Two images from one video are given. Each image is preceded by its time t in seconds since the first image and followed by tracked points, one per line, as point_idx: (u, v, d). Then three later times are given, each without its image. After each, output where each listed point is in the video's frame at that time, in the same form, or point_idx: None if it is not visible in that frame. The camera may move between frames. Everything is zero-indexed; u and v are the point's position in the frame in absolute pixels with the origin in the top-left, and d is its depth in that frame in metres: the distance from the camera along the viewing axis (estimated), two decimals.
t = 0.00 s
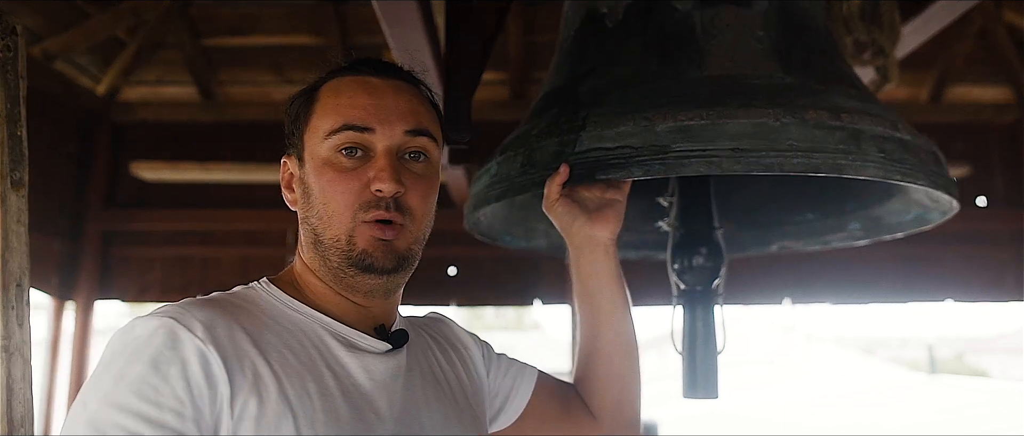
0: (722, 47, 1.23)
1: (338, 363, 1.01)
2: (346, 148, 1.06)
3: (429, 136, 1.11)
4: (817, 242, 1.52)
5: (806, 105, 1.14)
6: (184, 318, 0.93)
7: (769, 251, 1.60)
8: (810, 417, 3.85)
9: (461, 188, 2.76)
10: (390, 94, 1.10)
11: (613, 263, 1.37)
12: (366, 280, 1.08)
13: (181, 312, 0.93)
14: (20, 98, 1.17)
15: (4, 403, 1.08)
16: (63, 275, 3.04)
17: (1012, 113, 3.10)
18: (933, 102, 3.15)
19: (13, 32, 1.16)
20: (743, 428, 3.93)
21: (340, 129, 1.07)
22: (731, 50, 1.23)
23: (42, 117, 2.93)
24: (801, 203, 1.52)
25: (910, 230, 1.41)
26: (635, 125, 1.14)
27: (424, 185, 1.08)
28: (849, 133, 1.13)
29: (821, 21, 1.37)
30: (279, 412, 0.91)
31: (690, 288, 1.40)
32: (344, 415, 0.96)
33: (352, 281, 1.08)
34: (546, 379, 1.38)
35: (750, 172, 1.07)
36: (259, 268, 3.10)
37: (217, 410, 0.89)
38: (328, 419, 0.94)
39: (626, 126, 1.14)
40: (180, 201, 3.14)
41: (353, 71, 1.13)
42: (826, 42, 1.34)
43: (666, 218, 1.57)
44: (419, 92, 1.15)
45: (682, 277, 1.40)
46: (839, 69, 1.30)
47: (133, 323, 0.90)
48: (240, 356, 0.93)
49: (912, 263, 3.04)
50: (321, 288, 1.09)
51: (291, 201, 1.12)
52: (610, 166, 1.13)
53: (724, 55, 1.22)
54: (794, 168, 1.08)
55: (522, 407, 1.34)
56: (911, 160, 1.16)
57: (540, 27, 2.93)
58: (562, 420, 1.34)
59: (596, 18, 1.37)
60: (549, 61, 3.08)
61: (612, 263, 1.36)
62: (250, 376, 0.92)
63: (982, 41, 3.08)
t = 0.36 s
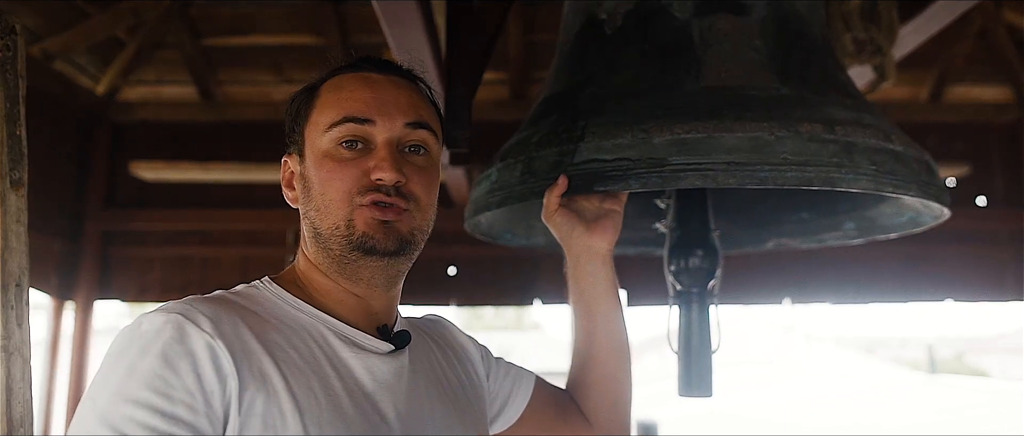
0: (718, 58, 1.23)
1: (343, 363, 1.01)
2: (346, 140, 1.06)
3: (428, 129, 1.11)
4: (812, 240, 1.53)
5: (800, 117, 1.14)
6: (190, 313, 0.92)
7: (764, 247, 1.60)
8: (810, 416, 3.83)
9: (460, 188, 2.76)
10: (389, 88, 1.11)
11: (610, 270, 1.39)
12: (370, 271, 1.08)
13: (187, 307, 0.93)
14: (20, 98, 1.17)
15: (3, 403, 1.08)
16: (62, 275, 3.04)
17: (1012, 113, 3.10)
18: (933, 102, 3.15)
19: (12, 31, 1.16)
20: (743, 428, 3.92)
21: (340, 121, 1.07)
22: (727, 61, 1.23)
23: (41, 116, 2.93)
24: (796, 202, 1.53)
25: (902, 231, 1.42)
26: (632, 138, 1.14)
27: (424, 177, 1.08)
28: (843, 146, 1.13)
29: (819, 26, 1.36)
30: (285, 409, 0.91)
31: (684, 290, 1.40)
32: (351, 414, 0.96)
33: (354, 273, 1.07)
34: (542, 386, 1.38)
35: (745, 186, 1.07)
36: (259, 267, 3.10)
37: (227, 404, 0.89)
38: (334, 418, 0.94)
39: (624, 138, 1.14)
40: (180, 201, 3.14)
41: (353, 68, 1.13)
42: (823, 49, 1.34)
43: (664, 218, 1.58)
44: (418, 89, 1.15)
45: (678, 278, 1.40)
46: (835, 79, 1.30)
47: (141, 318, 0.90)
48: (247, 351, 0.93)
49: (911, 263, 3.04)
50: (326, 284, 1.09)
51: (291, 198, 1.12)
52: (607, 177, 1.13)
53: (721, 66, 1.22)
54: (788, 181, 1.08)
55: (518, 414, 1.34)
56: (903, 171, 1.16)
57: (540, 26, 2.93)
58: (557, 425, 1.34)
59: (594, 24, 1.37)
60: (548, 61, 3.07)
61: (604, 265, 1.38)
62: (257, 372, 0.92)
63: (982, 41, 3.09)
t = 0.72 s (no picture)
0: (719, 51, 1.23)
1: (340, 367, 1.01)
2: (352, 146, 1.06)
3: (438, 135, 1.10)
4: (815, 240, 1.54)
5: (802, 109, 1.14)
6: (182, 320, 0.92)
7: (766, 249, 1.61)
8: (810, 416, 3.79)
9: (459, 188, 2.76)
10: (399, 91, 1.09)
11: (613, 264, 1.38)
12: (368, 283, 1.08)
13: (180, 314, 0.93)
14: (18, 98, 1.17)
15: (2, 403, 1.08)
16: (61, 275, 3.04)
17: (1011, 113, 3.10)
18: (932, 102, 3.15)
19: (10, 31, 1.16)
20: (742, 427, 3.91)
21: (347, 126, 1.06)
22: (729, 53, 1.23)
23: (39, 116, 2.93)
24: (798, 203, 1.53)
25: (906, 231, 1.41)
26: (632, 129, 1.14)
27: (433, 186, 1.08)
28: (845, 135, 1.14)
29: (820, 25, 1.36)
30: (280, 419, 0.91)
31: (686, 289, 1.40)
32: (348, 418, 0.96)
33: (356, 282, 1.08)
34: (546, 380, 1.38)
35: (748, 176, 1.07)
36: (258, 267, 3.09)
37: (221, 416, 0.89)
38: (331, 427, 0.94)
39: (623, 129, 1.15)
40: (179, 201, 3.14)
41: (366, 66, 1.11)
42: (824, 46, 1.34)
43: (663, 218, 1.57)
44: (430, 88, 1.14)
45: (680, 277, 1.40)
46: (836, 72, 1.30)
47: (132, 328, 0.89)
48: (242, 361, 0.92)
49: (912, 264, 3.04)
50: (324, 288, 1.09)
51: (292, 195, 1.12)
52: (608, 169, 1.13)
53: (721, 59, 1.22)
54: (790, 171, 1.08)
55: (523, 411, 1.34)
56: (908, 162, 1.16)
57: (540, 27, 2.93)
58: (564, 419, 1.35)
59: (593, 20, 1.37)
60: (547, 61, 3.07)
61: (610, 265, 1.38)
62: (252, 382, 0.92)
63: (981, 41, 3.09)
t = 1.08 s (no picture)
0: (719, 33, 1.23)
1: (333, 373, 1.01)
2: (351, 140, 1.05)
3: (439, 130, 1.10)
4: (818, 241, 1.53)
5: (808, 86, 1.14)
6: (167, 328, 0.91)
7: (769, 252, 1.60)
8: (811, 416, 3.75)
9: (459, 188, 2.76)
10: (400, 84, 1.09)
11: (610, 250, 1.38)
12: (362, 283, 1.08)
13: (165, 321, 0.91)
14: (12, 97, 1.16)
15: None
16: (58, 276, 3.03)
17: (1008, 111, 3.11)
18: (929, 101, 3.16)
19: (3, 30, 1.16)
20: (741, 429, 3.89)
21: (347, 119, 1.06)
22: (730, 36, 1.23)
23: (35, 117, 2.93)
24: (801, 202, 1.53)
25: (914, 227, 1.40)
26: (632, 108, 1.14)
27: (434, 182, 1.08)
28: (852, 113, 1.13)
29: (820, 20, 1.36)
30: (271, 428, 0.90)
31: (689, 284, 1.39)
32: (339, 423, 0.96)
33: (352, 281, 1.07)
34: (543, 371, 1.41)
35: (752, 152, 1.06)
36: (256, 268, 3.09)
37: (210, 427, 0.88)
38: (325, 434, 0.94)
39: (623, 108, 1.14)
40: (177, 201, 3.12)
41: (368, 54, 1.11)
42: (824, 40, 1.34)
43: (664, 214, 1.56)
44: (430, 79, 1.14)
45: (682, 273, 1.40)
46: (839, 54, 1.29)
47: (115, 337, 0.88)
48: (230, 371, 0.92)
49: (915, 263, 3.04)
50: (317, 289, 1.09)
51: (286, 188, 1.11)
52: (607, 149, 1.13)
53: (722, 41, 1.22)
54: (797, 147, 1.08)
55: (521, 403, 1.37)
56: (916, 141, 1.16)
57: (538, 26, 2.93)
58: (565, 410, 1.39)
59: (593, 8, 1.37)
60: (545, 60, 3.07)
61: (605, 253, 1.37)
62: (241, 391, 0.91)
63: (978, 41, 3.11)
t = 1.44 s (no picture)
0: (717, 33, 1.24)
1: (321, 365, 1.01)
2: (330, 120, 1.06)
3: (416, 108, 1.12)
4: (816, 239, 1.55)
5: (805, 85, 1.14)
6: (151, 328, 0.90)
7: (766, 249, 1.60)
8: (811, 416, 3.76)
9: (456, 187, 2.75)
10: (374, 64, 1.11)
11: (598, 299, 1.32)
12: (349, 273, 1.08)
13: (149, 320, 0.91)
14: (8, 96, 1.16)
15: None
16: (56, 276, 3.02)
17: (1005, 110, 3.11)
18: (927, 99, 3.17)
19: None
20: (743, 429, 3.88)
21: (323, 100, 1.07)
22: (729, 35, 1.23)
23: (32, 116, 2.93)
24: (798, 200, 1.53)
25: (912, 225, 1.42)
26: (630, 107, 1.14)
27: (415, 158, 1.10)
28: (850, 113, 1.13)
29: (819, 18, 1.36)
30: (260, 420, 0.90)
31: (688, 283, 1.39)
32: (329, 416, 0.96)
33: (337, 271, 1.07)
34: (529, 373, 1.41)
35: (751, 151, 1.06)
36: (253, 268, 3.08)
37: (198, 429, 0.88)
38: (314, 426, 0.94)
39: (621, 108, 1.14)
40: (175, 201, 3.12)
41: (336, 40, 1.13)
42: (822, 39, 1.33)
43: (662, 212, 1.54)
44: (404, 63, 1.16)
45: (680, 272, 1.40)
46: (836, 54, 1.29)
47: (97, 339, 0.87)
48: (216, 369, 0.91)
49: (911, 259, 3.04)
50: (303, 285, 1.09)
51: (266, 183, 1.12)
52: (604, 147, 1.12)
53: (720, 40, 1.23)
54: (796, 147, 1.07)
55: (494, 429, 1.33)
56: (916, 141, 1.16)
57: (536, 25, 2.93)
58: None
59: (590, 7, 1.38)
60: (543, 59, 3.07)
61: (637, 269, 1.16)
62: (228, 388, 0.91)
63: (976, 40, 3.11)
